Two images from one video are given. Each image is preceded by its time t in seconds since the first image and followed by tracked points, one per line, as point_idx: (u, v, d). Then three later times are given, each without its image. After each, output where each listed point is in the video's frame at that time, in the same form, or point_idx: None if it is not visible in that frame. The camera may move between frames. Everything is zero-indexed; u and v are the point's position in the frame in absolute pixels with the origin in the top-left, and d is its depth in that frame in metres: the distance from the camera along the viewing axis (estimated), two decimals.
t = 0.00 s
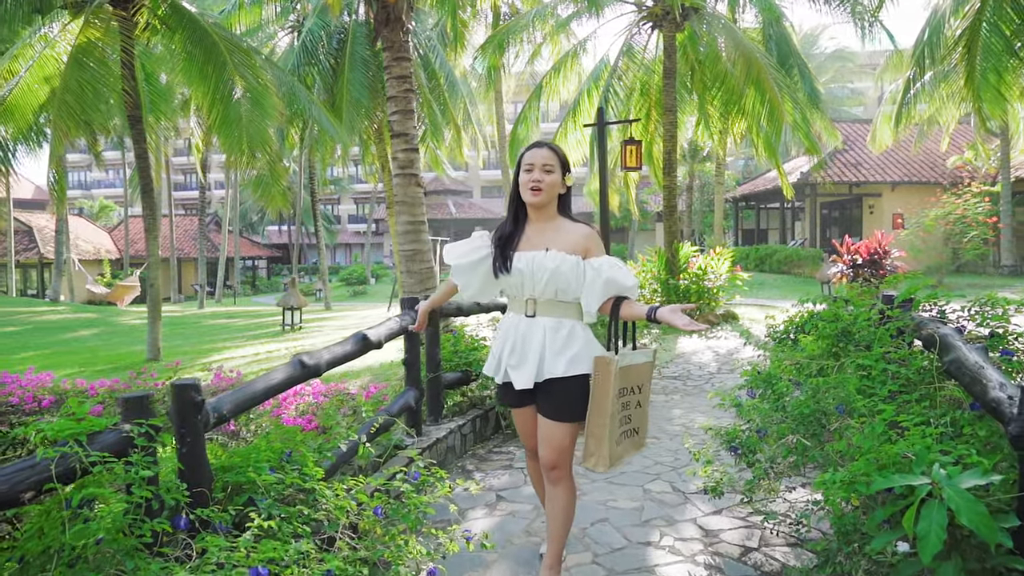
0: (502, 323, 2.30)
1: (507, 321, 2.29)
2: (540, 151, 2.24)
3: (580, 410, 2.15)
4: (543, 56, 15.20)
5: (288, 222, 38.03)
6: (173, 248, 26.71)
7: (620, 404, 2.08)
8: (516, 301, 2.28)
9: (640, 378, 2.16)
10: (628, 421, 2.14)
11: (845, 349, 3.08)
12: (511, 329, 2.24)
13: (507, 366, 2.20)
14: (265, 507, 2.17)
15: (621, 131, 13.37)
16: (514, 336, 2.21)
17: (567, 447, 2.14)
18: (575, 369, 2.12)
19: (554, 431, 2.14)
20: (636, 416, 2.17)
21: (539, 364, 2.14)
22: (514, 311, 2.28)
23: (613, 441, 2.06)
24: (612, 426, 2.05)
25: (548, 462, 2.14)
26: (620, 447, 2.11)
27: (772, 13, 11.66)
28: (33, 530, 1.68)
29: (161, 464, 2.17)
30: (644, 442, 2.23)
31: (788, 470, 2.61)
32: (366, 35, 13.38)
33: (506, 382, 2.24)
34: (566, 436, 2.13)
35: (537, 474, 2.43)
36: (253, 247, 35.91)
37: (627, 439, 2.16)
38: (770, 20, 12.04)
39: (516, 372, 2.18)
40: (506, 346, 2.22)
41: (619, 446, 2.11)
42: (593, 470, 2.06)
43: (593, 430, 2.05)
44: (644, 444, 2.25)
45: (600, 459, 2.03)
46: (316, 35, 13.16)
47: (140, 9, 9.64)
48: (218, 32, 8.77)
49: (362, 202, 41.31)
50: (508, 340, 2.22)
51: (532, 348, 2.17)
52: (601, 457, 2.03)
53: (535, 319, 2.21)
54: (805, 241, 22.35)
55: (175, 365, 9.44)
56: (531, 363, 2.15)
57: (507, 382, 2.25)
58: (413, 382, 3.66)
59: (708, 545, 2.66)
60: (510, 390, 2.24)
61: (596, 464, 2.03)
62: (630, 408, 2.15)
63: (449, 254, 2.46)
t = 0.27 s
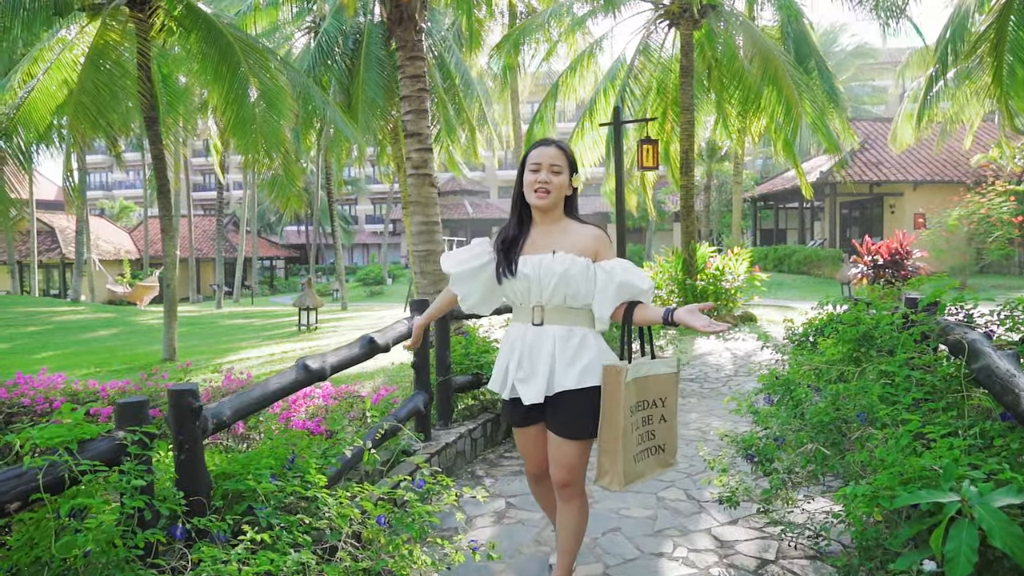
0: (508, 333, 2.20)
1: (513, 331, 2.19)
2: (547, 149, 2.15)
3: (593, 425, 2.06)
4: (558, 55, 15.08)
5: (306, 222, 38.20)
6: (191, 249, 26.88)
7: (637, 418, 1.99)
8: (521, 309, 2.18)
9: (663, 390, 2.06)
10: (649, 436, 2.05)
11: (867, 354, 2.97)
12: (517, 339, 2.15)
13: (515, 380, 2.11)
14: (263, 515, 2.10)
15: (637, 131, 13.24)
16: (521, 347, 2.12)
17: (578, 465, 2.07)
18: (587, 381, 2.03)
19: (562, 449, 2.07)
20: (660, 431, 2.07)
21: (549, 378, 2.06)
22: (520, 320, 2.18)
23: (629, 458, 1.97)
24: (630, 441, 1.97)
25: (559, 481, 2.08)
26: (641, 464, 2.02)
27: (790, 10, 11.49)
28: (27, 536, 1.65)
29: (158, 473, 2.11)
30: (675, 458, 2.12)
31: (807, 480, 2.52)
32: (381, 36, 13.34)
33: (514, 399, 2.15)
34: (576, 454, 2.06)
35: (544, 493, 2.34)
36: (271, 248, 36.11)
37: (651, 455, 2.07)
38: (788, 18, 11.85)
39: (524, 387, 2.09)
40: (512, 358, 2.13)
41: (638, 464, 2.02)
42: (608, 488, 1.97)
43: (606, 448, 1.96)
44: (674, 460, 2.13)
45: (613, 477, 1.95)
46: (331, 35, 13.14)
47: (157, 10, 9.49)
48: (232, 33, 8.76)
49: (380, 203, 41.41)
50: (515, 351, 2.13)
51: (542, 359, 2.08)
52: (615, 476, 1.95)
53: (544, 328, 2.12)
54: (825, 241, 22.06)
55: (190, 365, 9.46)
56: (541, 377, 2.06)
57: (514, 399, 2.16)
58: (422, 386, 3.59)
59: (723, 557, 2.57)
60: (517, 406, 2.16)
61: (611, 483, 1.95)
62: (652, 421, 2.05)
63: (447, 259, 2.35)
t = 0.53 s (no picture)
0: (521, 343, 2.09)
1: (526, 341, 2.08)
2: (556, 150, 2.06)
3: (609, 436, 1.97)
4: (575, 54, 14.98)
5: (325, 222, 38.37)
6: (212, 249, 27.08)
7: (651, 426, 1.89)
8: (534, 319, 2.08)
9: (684, 398, 1.95)
10: (671, 448, 1.94)
11: (891, 360, 2.87)
12: (533, 349, 2.03)
13: (530, 393, 1.99)
14: (269, 523, 2.06)
15: (656, 131, 13.11)
16: (537, 357, 2.01)
17: (594, 478, 1.98)
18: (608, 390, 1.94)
19: (571, 460, 1.98)
20: (682, 443, 1.95)
21: (569, 390, 1.95)
22: (533, 329, 2.08)
23: (641, 468, 1.87)
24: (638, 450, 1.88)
25: (578, 497, 1.99)
26: (659, 476, 1.92)
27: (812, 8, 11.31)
28: (25, 547, 1.60)
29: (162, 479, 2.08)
30: (700, 473, 2.00)
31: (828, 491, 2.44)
32: (399, 36, 13.29)
33: (528, 413, 2.02)
34: (588, 464, 1.96)
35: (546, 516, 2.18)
36: (291, 248, 36.31)
37: (673, 469, 1.95)
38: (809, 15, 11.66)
39: (541, 400, 1.97)
40: (527, 370, 2.01)
41: (655, 476, 1.91)
42: (620, 500, 1.89)
43: (612, 455, 1.89)
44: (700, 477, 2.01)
45: (625, 488, 1.87)
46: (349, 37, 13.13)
47: (176, 12, 9.38)
48: (250, 34, 8.76)
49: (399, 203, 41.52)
50: (530, 362, 2.01)
51: (561, 369, 1.97)
52: (626, 486, 1.87)
53: (560, 337, 2.02)
54: (847, 242, 21.75)
55: (208, 365, 9.50)
56: (559, 388, 1.96)
57: (526, 414, 2.03)
58: (435, 390, 3.54)
59: (741, 569, 2.49)
60: (529, 421, 2.03)
61: (623, 494, 1.86)
62: (671, 432, 1.94)
63: (459, 273, 2.23)
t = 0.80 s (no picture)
0: (531, 351, 2.00)
1: (537, 349, 1.99)
2: (563, 150, 1.97)
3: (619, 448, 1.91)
4: (594, 54, 14.86)
5: (345, 222, 38.53)
6: (233, 249, 27.28)
7: (650, 440, 1.82)
8: (545, 325, 1.99)
9: (693, 410, 1.88)
10: (678, 462, 1.86)
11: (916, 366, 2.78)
12: (544, 357, 1.94)
13: (540, 402, 1.89)
14: (271, 532, 2.03)
15: (676, 130, 12.96)
16: (548, 367, 1.92)
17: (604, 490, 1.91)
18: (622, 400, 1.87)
19: (580, 472, 1.91)
20: (689, 456, 1.87)
21: (582, 400, 1.87)
22: (543, 336, 1.99)
23: (640, 483, 1.80)
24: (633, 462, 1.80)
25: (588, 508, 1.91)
26: (662, 491, 1.84)
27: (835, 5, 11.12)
28: (20, 557, 1.57)
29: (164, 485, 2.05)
30: (711, 488, 1.91)
31: (849, 502, 2.36)
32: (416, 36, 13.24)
33: (534, 422, 1.91)
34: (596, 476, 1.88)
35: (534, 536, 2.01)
36: (311, 248, 36.51)
37: (679, 484, 1.87)
38: (830, 13, 11.46)
39: (551, 409, 1.87)
40: (537, 379, 1.92)
41: (657, 491, 1.84)
42: (616, 515, 1.82)
43: (609, 468, 1.82)
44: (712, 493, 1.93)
45: (624, 503, 1.79)
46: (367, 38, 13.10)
47: (195, 14, 9.37)
48: (267, 36, 8.76)
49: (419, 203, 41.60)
50: (541, 370, 1.92)
51: (574, 379, 1.88)
52: (624, 502, 1.80)
53: (573, 345, 1.93)
54: (870, 242, 21.43)
55: (226, 365, 9.55)
56: (572, 398, 1.86)
57: (533, 424, 1.91)
58: (447, 394, 3.50)
59: None
60: (536, 431, 1.91)
61: (618, 509, 1.80)
62: (678, 445, 1.86)
63: (472, 297, 2.07)
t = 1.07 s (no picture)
0: (531, 362, 1.88)
1: (537, 361, 1.87)
2: (566, 155, 1.85)
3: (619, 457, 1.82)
4: (614, 52, 14.75)
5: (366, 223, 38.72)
6: (255, 250, 27.50)
7: (640, 444, 1.72)
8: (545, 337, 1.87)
9: (687, 414, 1.79)
10: (672, 466, 1.77)
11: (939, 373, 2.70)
12: (546, 370, 1.83)
13: (542, 416, 1.78)
14: (270, 541, 2.00)
15: (696, 130, 12.83)
16: (550, 380, 1.81)
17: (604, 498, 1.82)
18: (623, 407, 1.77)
19: (583, 482, 1.82)
20: (685, 462, 1.78)
21: (585, 412, 1.76)
22: (544, 350, 1.86)
23: (629, 488, 1.71)
24: (621, 467, 1.70)
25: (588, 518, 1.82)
26: (655, 496, 1.74)
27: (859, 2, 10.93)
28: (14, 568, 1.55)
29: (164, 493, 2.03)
30: (708, 493, 1.81)
31: (868, 515, 2.29)
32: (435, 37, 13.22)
33: (539, 438, 1.80)
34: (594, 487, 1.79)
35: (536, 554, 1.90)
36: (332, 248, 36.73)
37: (672, 489, 1.77)
38: (854, 10, 11.26)
39: (554, 424, 1.77)
40: (540, 391, 1.81)
41: (647, 497, 1.74)
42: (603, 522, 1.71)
43: (598, 474, 1.71)
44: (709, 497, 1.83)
45: (611, 509, 1.69)
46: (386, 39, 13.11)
47: (214, 17, 9.36)
48: (286, 38, 8.79)
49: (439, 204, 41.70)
50: (544, 384, 1.81)
51: (578, 391, 1.77)
52: (611, 507, 1.69)
53: (575, 356, 1.82)
54: (895, 242, 21.10)
55: (246, 365, 9.61)
56: (576, 410, 1.76)
57: (536, 439, 1.80)
58: (456, 400, 3.45)
59: None
60: (538, 447, 1.80)
61: (606, 515, 1.69)
62: (673, 450, 1.77)
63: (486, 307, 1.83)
